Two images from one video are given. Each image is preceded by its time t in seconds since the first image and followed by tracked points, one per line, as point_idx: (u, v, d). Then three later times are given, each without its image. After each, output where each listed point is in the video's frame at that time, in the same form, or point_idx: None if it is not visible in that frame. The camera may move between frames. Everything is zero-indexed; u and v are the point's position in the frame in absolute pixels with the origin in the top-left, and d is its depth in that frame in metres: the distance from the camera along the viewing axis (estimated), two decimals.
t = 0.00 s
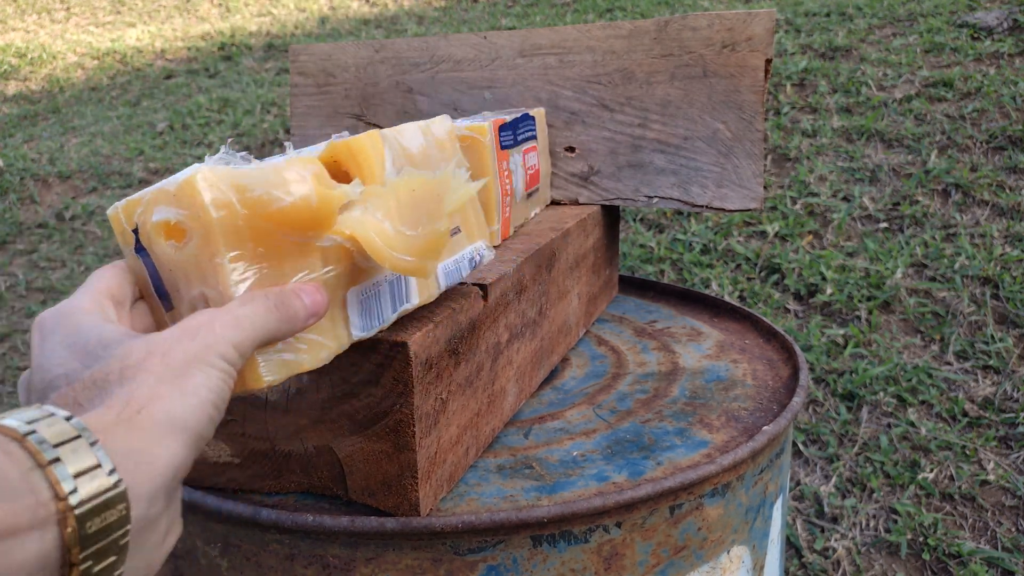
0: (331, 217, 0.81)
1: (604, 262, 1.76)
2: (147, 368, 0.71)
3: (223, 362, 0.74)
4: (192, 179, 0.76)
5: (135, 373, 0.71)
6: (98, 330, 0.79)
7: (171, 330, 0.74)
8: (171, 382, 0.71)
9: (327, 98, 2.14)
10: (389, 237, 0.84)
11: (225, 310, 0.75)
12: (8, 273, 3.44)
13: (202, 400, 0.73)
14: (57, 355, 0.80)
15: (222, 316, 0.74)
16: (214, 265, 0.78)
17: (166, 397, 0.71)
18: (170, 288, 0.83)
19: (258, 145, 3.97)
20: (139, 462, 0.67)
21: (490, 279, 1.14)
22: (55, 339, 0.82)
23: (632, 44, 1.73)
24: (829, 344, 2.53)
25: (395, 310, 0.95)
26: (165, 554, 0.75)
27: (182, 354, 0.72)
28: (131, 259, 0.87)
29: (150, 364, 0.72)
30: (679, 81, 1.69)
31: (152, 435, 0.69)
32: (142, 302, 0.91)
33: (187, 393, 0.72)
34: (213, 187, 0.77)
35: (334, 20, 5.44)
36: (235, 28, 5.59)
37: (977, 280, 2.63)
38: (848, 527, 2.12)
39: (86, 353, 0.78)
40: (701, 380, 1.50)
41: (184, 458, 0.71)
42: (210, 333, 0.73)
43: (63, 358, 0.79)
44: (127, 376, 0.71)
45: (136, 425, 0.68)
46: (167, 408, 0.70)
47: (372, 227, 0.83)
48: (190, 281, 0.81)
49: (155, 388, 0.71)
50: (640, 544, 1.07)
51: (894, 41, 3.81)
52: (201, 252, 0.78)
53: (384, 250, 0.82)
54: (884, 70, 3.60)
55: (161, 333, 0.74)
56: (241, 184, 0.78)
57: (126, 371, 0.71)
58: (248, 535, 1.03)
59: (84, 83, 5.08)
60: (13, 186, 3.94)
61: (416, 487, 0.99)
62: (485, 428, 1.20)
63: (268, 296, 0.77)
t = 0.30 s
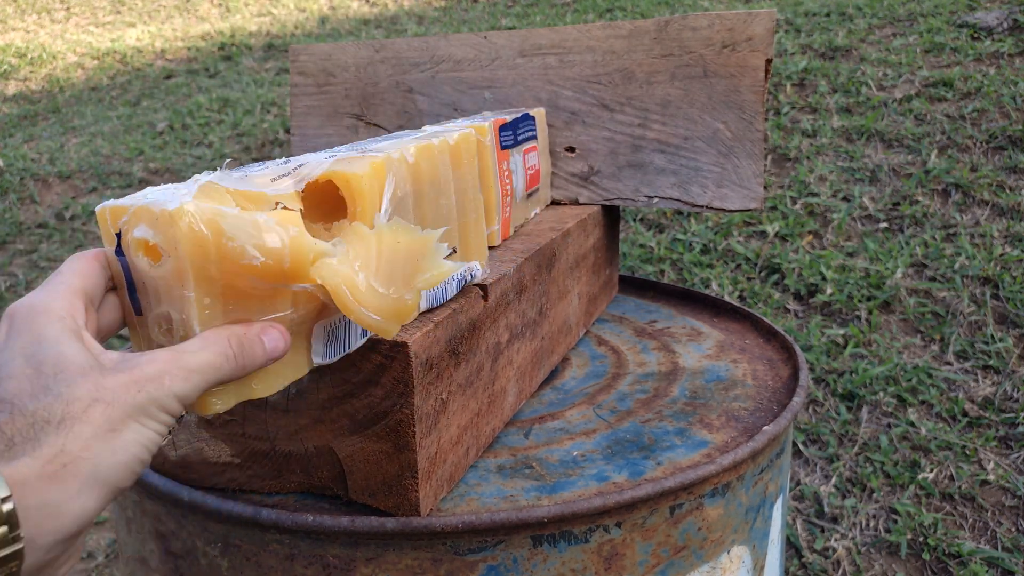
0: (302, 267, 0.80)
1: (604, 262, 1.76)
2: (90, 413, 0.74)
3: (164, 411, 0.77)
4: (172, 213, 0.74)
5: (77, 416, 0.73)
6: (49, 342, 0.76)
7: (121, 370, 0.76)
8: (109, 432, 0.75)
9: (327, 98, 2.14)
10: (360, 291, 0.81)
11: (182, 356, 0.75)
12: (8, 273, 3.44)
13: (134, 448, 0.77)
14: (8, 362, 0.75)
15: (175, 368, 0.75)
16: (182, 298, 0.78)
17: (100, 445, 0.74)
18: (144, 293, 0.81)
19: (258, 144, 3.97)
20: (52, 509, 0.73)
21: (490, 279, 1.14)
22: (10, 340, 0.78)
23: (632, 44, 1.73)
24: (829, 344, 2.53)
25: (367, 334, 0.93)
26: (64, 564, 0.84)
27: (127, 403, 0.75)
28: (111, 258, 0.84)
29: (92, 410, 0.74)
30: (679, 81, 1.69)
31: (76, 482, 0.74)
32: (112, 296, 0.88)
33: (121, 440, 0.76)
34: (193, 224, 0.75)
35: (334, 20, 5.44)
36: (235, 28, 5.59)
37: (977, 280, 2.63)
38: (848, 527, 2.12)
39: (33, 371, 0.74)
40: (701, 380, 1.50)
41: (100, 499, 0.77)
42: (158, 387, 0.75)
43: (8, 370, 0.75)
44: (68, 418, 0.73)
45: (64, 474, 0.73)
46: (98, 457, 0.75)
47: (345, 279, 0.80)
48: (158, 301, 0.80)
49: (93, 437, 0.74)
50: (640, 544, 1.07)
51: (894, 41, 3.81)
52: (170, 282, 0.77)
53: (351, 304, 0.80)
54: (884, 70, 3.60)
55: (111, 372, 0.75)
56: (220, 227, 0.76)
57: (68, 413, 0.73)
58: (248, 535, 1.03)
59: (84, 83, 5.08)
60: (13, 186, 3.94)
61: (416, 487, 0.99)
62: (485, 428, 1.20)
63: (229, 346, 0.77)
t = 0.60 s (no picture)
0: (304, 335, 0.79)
1: (604, 262, 1.76)
2: (100, 434, 0.73)
3: (168, 440, 0.78)
4: (178, 296, 0.74)
5: (88, 434, 0.72)
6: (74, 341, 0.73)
7: (140, 394, 0.75)
8: (113, 453, 0.75)
9: (327, 98, 2.14)
10: (360, 345, 0.83)
11: (198, 396, 0.78)
12: (8, 273, 3.44)
13: (130, 470, 0.77)
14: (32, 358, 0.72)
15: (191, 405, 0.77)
16: (187, 357, 0.79)
17: (101, 463, 0.74)
18: (137, 329, 0.80)
19: (258, 145, 3.97)
20: (36, 517, 0.72)
21: (490, 279, 1.14)
22: (35, 335, 0.75)
23: (632, 44, 1.73)
24: (829, 344, 2.53)
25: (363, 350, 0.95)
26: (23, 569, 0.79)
27: (139, 428, 0.75)
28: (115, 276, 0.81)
29: (105, 428, 0.73)
30: (679, 81, 1.69)
31: (68, 495, 0.73)
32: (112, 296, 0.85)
33: (121, 462, 0.75)
34: (198, 301, 0.75)
35: (334, 20, 5.44)
36: (236, 28, 5.59)
37: (977, 280, 2.63)
38: (849, 527, 2.12)
39: (54, 373, 0.72)
40: (701, 380, 1.50)
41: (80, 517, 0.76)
42: (171, 419, 0.76)
43: (30, 366, 0.72)
44: (80, 435, 0.72)
45: (59, 485, 0.72)
46: (95, 475, 0.74)
47: (345, 338, 0.82)
48: (161, 346, 0.80)
49: (97, 457, 0.74)
50: (640, 544, 1.07)
51: (894, 41, 3.81)
52: (176, 341, 0.78)
53: (352, 359, 0.83)
54: (884, 70, 3.60)
55: (130, 394, 0.75)
56: (224, 306, 0.75)
57: (81, 430, 0.72)
58: (248, 535, 1.03)
59: (84, 83, 5.08)
60: (13, 186, 3.94)
61: (416, 487, 0.99)
62: (485, 428, 1.20)
63: (241, 401, 0.80)
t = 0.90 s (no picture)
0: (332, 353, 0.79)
1: (604, 262, 1.76)
2: (106, 436, 0.74)
3: (171, 439, 0.78)
4: (219, 298, 0.73)
5: (94, 435, 0.73)
6: (87, 334, 0.74)
7: (147, 395, 0.75)
8: (116, 455, 0.75)
9: (327, 98, 2.14)
10: (376, 367, 0.83)
11: (204, 398, 0.78)
12: (8, 274, 3.44)
13: (133, 471, 0.77)
14: (45, 347, 0.73)
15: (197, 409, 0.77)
16: (207, 352, 0.78)
17: (105, 468, 0.75)
18: (161, 313, 0.79)
19: (258, 145, 3.96)
20: (40, 518, 0.73)
21: (490, 279, 1.14)
22: (47, 321, 0.74)
23: (632, 44, 1.73)
24: (829, 344, 2.53)
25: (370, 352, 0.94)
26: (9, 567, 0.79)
27: (144, 431, 0.76)
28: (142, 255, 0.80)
29: (113, 431, 0.74)
30: (679, 81, 1.69)
31: (71, 498, 0.74)
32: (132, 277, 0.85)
33: (125, 465, 0.76)
34: (236, 306, 0.74)
35: (334, 20, 5.44)
36: (236, 28, 5.59)
37: (977, 280, 2.63)
38: (848, 527, 2.12)
39: (65, 366, 0.72)
40: (701, 380, 1.50)
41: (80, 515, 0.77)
42: (177, 421, 0.76)
43: (44, 359, 0.72)
44: (86, 437, 0.73)
45: (63, 488, 0.73)
46: (99, 477, 0.75)
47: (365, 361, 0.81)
48: (179, 334, 0.79)
49: (101, 459, 0.74)
50: (640, 544, 1.07)
51: (894, 41, 3.81)
52: (202, 335, 0.77)
53: (365, 379, 0.83)
54: (884, 70, 3.60)
55: (137, 394, 0.75)
56: (260, 317, 0.74)
57: (88, 432, 0.72)
58: (248, 535, 1.03)
59: (84, 83, 5.08)
60: (13, 186, 3.94)
61: (416, 487, 0.99)
62: (485, 427, 1.20)
63: (246, 401, 0.81)
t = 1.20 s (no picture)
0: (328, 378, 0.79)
1: (604, 263, 1.76)
2: (105, 444, 0.73)
3: (167, 446, 0.78)
4: (226, 321, 0.73)
5: (93, 443, 0.72)
6: (91, 337, 0.73)
7: (147, 403, 0.75)
8: (113, 463, 0.75)
9: (327, 98, 2.15)
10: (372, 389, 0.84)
11: (199, 407, 0.79)
12: (8, 274, 3.44)
13: (127, 480, 0.77)
14: (47, 347, 0.72)
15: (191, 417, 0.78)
16: (208, 362, 0.80)
17: (101, 477, 0.74)
18: (167, 314, 0.80)
19: (258, 144, 3.96)
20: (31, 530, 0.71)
21: (490, 280, 1.14)
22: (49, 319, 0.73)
23: (632, 44, 1.74)
24: (829, 344, 2.53)
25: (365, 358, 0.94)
26: None
27: (141, 439, 0.76)
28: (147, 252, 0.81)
29: (111, 441, 0.74)
30: (679, 81, 1.69)
31: (66, 507, 0.73)
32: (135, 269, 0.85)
33: (121, 474, 0.76)
34: (242, 328, 0.74)
35: (334, 20, 5.44)
36: (236, 28, 5.60)
37: (977, 280, 2.63)
38: (849, 527, 2.12)
39: (68, 369, 0.71)
40: (701, 380, 1.50)
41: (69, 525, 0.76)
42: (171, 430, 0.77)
43: (47, 359, 0.71)
44: (85, 444, 0.72)
45: (58, 501, 0.72)
46: (93, 489, 0.74)
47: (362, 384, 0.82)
48: (183, 337, 0.80)
49: (97, 467, 0.73)
50: (640, 544, 1.07)
51: (894, 41, 3.81)
52: (204, 343, 0.78)
53: (361, 397, 0.85)
54: (884, 70, 3.60)
55: (137, 401, 0.75)
56: (262, 342, 0.74)
57: (88, 438, 0.72)
58: (248, 535, 1.03)
59: (84, 83, 5.07)
60: (13, 186, 3.94)
61: (416, 487, 0.99)
62: (486, 427, 1.20)
63: (238, 410, 0.82)
